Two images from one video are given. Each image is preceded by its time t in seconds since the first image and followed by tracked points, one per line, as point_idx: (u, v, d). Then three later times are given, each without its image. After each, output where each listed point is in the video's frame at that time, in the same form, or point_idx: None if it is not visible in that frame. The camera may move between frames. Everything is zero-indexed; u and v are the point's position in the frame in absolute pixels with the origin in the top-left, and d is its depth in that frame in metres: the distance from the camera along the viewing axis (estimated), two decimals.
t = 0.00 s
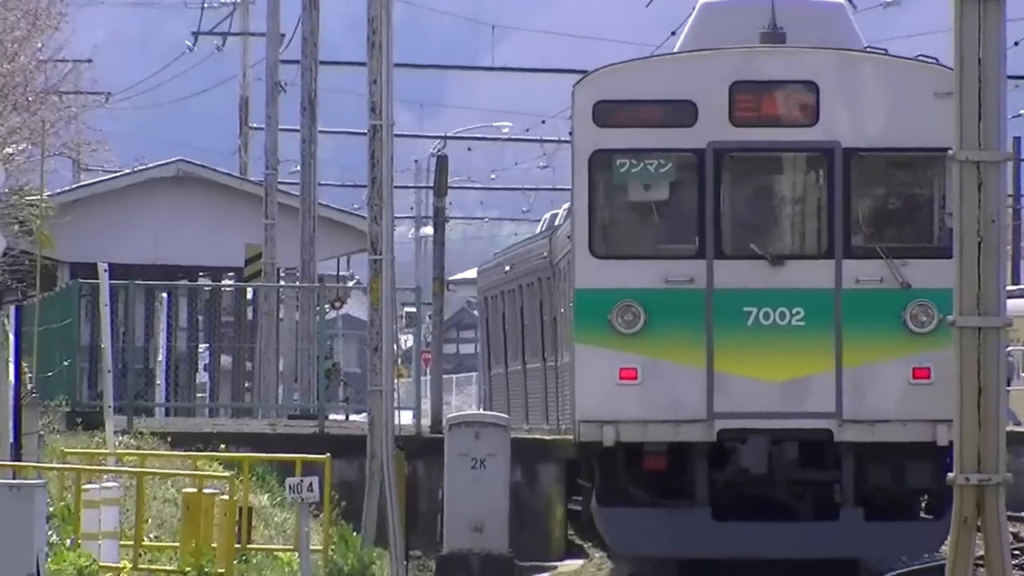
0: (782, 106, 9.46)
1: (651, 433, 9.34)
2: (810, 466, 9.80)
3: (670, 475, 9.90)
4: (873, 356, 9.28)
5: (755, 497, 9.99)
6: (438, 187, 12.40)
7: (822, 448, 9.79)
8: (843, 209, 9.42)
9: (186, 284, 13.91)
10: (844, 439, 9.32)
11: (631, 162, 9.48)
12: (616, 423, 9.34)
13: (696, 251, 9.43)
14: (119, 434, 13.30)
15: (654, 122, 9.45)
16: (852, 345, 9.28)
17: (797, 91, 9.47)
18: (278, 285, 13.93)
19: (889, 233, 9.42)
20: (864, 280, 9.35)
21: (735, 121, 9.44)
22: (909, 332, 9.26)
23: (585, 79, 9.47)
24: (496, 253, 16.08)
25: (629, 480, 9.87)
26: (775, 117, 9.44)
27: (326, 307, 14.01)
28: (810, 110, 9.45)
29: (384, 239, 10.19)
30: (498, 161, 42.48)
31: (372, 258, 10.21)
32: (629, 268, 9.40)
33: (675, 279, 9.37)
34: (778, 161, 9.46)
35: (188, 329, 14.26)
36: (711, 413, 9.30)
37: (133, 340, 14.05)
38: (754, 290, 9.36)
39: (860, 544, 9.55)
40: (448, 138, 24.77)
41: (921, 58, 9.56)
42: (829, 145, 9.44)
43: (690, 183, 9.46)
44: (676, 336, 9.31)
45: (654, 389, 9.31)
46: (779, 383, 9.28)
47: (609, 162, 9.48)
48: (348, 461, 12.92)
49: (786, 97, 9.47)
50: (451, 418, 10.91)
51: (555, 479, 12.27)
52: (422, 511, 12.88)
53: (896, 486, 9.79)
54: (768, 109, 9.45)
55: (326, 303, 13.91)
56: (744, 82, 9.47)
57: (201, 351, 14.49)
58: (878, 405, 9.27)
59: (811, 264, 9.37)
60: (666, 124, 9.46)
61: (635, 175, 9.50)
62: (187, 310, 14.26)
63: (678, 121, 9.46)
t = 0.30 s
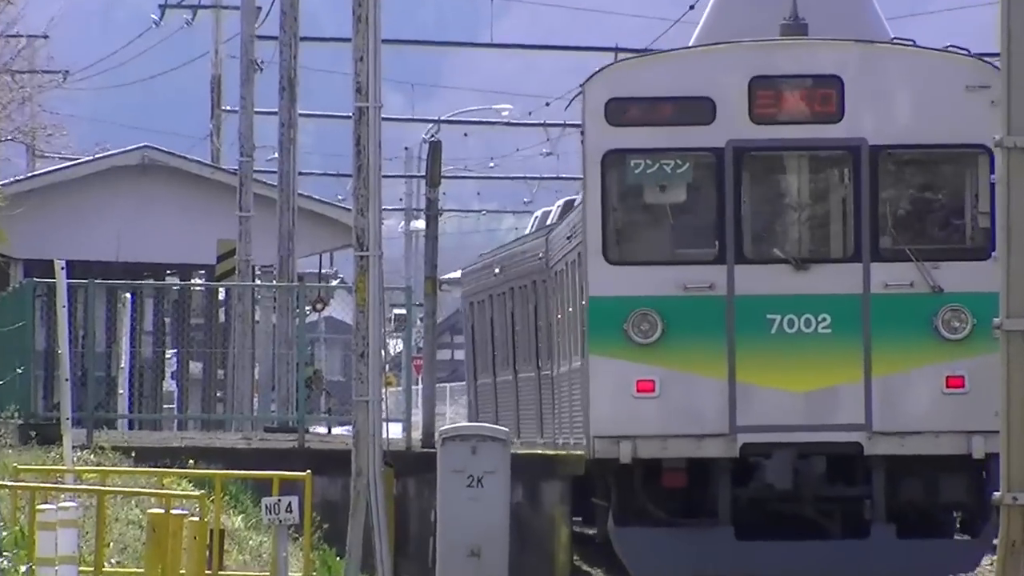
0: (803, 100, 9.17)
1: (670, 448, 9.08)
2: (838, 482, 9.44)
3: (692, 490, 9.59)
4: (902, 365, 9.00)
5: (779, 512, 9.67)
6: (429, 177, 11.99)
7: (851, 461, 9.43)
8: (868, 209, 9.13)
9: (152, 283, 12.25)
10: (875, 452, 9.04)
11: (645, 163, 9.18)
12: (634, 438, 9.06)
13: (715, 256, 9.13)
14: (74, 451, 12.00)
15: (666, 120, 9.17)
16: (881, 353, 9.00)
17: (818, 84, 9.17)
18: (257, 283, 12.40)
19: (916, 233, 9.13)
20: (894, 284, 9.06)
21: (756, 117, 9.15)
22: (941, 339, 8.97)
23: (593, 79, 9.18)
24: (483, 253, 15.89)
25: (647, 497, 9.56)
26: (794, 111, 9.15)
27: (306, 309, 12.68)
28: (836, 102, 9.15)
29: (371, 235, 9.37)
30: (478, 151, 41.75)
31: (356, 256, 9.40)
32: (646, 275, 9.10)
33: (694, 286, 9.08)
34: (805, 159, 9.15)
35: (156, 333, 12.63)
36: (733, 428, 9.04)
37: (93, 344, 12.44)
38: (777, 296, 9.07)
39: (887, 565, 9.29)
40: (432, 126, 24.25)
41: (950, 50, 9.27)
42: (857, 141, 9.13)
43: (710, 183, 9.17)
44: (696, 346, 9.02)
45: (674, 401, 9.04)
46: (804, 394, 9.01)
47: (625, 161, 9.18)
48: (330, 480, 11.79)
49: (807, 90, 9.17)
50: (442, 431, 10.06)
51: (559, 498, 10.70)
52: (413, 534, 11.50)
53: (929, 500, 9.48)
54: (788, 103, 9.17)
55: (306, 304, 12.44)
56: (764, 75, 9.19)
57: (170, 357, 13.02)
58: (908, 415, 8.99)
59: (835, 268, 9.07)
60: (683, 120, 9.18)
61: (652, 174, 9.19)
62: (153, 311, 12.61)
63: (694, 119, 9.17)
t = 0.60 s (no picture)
0: (829, 96, 8.54)
1: (691, 466, 8.41)
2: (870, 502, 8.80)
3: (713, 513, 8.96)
4: (937, 376, 8.37)
5: (807, 534, 9.01)
6: (424, 166, 12.14)
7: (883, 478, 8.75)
8: (899, 209, 8.47)
9: (114, 282, 12.02)
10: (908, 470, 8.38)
11: (662, 164, 8.55)
12: (653, 455, 8.40)
13: (736, 262, 8.50)
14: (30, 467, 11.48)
15: (683, 120, 8.53)
16: (915, 363, 8.38)
17: (846, 78, 8.53)
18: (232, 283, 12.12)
19: (950, 233, 8.47)
20: (928, 290, 8.42)
21: (781, 114, 8.53)
22: (978, 349, 8.35)
23: (607, 77, 8.58)
24: (467, 256, 15.57)
25: (666, 520, 8.92)
26: (821, 108, 8.52)
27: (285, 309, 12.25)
28: (865, 98, 8.51)
29: (357, 229, 9.41)
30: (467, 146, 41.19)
31: (341, 252, 9.43)
32: (664, 282, 8.47)
33: (715, 293, 8.46)
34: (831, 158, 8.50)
35: (119, 338, 12.35)
36: (758, 444, 8.40)
37: (48, 350, 12.04)
38: (804, 303, 8.44)
39: None
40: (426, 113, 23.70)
41: (986, 42, 8.65)
42: (886, 139, 8.49)
43: (731, 185, 8.53)
44: (719, 356, 8.40)
45: (694, 416, 8.40)
46: (836, 408, 8.38)
47: (639, 162, 8.54)
48: (312, 500, 11.46)
49: (838, 85, 8.54)
50: (438, 445, 9.67)
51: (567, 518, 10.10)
52: (402, 557, 11.49)
53: (967, 521, 8.82)
54: (817, 102, 8.53)
55: (284, 305, 12.10)
56: (790, 70, 8.57)
57: (136, 366, 12.62)
58: (944, 431, 8.36)
59: (866, 274, 8.43)
60: (701, 119, 8.54)
61: (669, 174, 8.56)
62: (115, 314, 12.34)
63: (714, 118, 8.54)
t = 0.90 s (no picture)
0: (858, 92, 8.26)
1: (714, 486, 8.10)
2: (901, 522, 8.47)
3: (737, 536, 8.60)
4: (972, 390, 8.08)
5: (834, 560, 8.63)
6: (415, 150, 11.78)
7: (917, 498, 8.47)
8: (933, 212, 8.19)
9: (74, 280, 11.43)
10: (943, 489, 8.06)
11: (681, 164, 8.26)
12: (673, 474, 8.11)
13: (761, 268, 8.20)
14: None
15: (704, 119, 8.24)
16: (947, 376, 8.09)
17: (875, 73, 8.26)
18: (201, 282, 11.44)
19: (985, 236, 8.20)
20: (962, 297, 8.13)
21: (805, 110, 8.24)
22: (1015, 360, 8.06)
23: (624, 71, 8.31)
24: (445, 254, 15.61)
25: (688, 543, 8.58)
26: (850, 104, 8.24)
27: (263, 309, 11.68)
28: (896, 94, 8.23)
29: (340, 220, 9.03)
30: (453, 131, 40.72)
31: (324, 244, 9.05)
32: (685, 292, 8.19)
33: (738, 303, 8.16)
34: (860, 155, 8.22)
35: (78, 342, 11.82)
36: (783, 462, 8.10)
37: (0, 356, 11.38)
38: (830, 312, 8.13)
39: None
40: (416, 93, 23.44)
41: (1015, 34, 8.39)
42: (920, 137, 8.21)
43: (756, 189, 8.24)
44: (741, 370, 8.12)
45: (716, 433, 8.11)
46: (864, 423, 8.08)
47: (659, 163, 8.26)
48: (292, 521, 10.98)
49: (866, 81, 8.26)
50: (430, 461, 9.19)
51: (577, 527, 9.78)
52: None
53: (1005, 543, 8.55)
54: (844, 98, 8.25)
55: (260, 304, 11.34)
56: (815, 64, 8.28)
57: (96, 371, 12.05)
58: (980, 445, 8.07)
59: (898, 280, 8.13)
60: (723, 117, 8.25)
61: (692, 176, 8.27)
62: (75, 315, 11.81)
63: (737, 115, 8.25)
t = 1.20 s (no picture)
0: (863, 108, 8.32)
1: (724, 489, 8.13)
2: (907, 523, 8.47)
3: (746, 539, 8.60)
4: (972, 396, 8.12)
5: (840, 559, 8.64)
6: (420, 151, 11.74)
7: (921, 501, 8.44)
8: (935, 222, 8.24)
9: (76, 283, 11.33)
10: (946, 492, 8.10)
11: (691, 178, 8.29)
12: (683, 478, 8.12)
13: (768, 278, 8.24)
14: None
15: (716, 132, 8.28)
16: (949, 382, 8.12)
17: (879, 89, 8.32)
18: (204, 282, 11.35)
19: (986, 247, 8.24)
20: (965, 305, 8.17)
21: (811, 126, 8.29)
22: (1016, 366, 8.11)
23: (635, 86, 8.33)
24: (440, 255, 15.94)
25: (697, 546, 8.56)
26: (854, 121, 8.29)
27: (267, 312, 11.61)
28: (901, 111, 8.29)
29: (344, 220, 9.00)
30: (458, 130, 40.72)
31: (329, 245, 9.04)
32: (695, 302, 8.22)
33: (746, 312, 8.19)
34: (867, 170, 8.26)
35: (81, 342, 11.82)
36: (791, 466, 8.13)
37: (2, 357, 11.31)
38: (837, 321, 8.17)
39: None
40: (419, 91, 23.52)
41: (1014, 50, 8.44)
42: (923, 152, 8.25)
43: (762, 199, 8.27)
44: (750, 376, 8.14)
45: (725, 439, 8.13)
46: (870, 429, 8.11)
47: (670, 178, 8.29)
48: (295, 523, 10.95)
49: (872, 97, 8.32)
50: (436, 464, 9.01)
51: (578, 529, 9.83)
52: None
53: (1006, 545, 8.53)
54: (850, 113, 8.30)
55: (265, 306, 11.31)
56: (819, 81, 8.34)
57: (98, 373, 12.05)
58: (982, 451, 8.11)
59: (902, 289, 8.17)
60: (732, 132, 8.29)
61: (699, 189, 8.30)
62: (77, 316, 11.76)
63: (745, 131, 8.29)
